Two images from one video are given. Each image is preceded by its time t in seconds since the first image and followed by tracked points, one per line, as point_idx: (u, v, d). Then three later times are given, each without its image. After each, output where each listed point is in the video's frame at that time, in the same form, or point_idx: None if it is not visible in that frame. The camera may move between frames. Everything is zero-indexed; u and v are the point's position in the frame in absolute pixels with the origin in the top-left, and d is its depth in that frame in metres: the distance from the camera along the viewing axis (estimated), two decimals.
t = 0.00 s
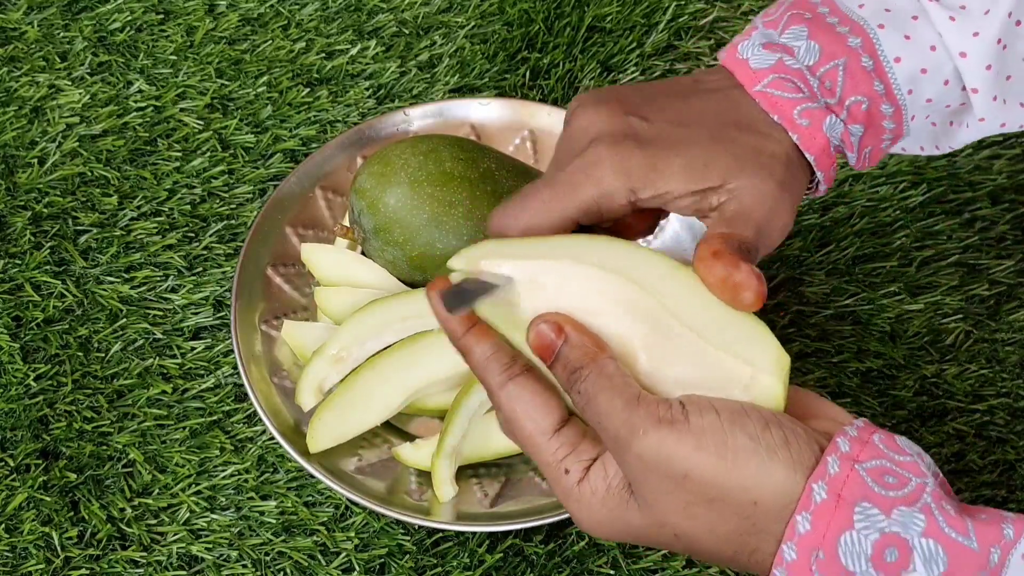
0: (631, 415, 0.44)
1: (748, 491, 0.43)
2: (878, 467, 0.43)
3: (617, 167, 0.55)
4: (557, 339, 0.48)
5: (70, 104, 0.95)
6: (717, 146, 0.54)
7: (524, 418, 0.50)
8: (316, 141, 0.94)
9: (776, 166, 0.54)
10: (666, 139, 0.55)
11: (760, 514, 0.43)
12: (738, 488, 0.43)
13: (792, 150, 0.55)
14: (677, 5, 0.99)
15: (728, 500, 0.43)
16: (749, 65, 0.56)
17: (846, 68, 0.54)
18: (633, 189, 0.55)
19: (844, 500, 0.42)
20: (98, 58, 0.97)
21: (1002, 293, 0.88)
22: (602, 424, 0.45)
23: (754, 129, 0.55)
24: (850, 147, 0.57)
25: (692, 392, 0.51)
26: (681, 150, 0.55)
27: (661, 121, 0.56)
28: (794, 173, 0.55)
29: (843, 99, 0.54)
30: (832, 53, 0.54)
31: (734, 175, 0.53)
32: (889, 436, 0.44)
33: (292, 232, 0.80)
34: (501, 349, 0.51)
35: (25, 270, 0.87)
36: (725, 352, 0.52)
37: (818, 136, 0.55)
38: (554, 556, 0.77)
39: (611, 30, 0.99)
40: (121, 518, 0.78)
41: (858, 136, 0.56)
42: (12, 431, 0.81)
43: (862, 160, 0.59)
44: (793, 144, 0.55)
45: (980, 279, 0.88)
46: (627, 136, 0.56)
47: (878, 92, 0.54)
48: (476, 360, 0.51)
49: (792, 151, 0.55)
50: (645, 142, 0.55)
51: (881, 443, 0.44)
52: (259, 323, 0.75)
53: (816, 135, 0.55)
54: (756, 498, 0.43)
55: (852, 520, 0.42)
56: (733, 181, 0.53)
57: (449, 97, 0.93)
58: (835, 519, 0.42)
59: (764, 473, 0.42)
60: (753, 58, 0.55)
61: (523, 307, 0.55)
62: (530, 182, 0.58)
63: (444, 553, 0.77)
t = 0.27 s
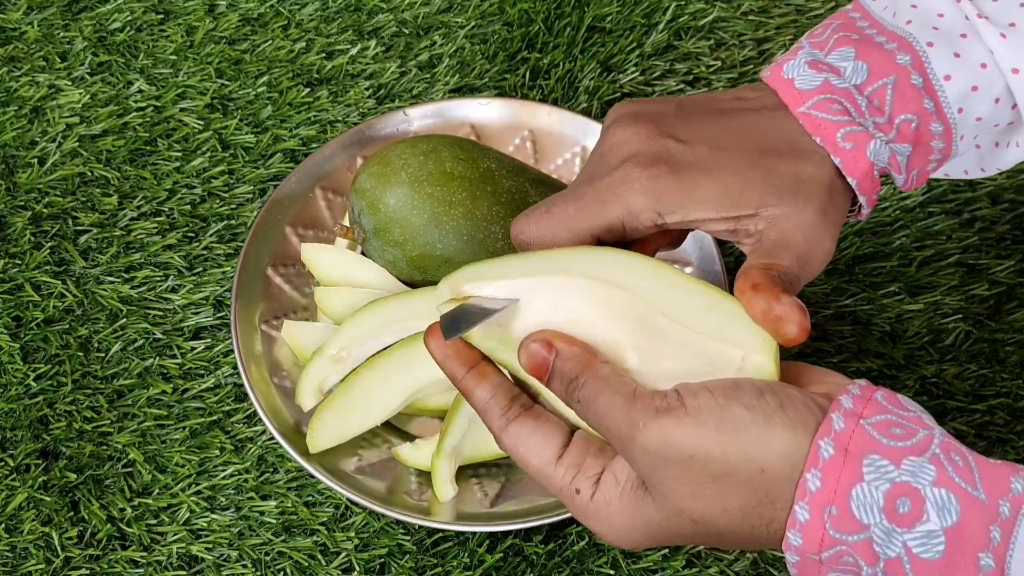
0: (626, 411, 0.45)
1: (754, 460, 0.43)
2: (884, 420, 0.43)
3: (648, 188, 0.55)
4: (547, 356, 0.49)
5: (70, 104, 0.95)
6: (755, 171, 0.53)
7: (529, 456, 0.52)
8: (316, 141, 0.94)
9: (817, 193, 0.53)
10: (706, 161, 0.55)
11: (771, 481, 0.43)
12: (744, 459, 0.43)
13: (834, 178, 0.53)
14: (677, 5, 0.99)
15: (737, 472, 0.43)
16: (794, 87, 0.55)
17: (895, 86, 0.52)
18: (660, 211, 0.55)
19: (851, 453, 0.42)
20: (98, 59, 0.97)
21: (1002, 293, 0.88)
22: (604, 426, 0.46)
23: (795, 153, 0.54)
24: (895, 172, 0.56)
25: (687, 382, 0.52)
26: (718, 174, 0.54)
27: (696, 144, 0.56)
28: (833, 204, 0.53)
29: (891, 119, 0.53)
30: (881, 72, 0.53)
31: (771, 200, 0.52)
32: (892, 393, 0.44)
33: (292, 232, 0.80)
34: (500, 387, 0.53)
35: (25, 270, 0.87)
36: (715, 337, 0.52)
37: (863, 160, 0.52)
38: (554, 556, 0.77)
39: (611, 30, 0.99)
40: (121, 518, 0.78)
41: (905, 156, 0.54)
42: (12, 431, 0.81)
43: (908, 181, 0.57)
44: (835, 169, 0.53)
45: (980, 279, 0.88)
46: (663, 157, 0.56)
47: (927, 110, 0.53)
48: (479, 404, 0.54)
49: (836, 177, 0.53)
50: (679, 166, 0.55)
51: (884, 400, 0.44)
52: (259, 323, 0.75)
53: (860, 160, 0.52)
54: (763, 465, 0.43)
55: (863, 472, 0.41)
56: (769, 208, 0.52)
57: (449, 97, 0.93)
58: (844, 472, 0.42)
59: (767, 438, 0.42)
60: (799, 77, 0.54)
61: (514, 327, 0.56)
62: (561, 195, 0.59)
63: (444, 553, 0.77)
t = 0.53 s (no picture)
0: (614, 407, 0.47)
1: (742, 426, 0.44)
2: (868, 380, 0.44)
3: (670, 209, 0.56)
4: (534, 372, 0.51)
5: (70, 104, 0.95)
6: (775, 196, 0.55)
7: (530, 465, 0.55)
8: (316, 141, 0.94)
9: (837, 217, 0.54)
10: (729, 184, 0.56)
11: (761, 445, 0.44)
12: (731, 425, 0.44)
13: (856, 201, 0.55)
14: (677, 4, 0.99)
15: (729, 441, 0.45)
16: (818, 108, 0.56)
17: (919, 108, 0.54)
18: (683, 232, 0.56)
19: (837, 410, 0.43)
20: (98, 58, 0.96)
21: (1002, 293, 0.88)
22: (597, 424, 0.48)
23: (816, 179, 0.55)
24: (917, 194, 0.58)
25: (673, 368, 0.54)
26: (741, 199, 0.55)
27: (719, 165, 0.57)
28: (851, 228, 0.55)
29: (916, 140, 0.54)
30: (903, 94, 0.55)
31: (792, 227, 0.54)
32: (875, 356, 0.46)
33: (292, 232, 0.79)
34: (495, 404, 0.56)
35: (25, 270, 0.87)
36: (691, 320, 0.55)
37: (885, 181, 0.54)
38: (554, 556, 0.77)
39: (611, 29, 0.99)
40: (121, 518, 0.78)
41: (929, 177, 0.56)
42: (12, 431, 0.81)
43: (933, 202, 0.59)
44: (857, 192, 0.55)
45: (980, 279, 0.88)
46: (686, 177, 0.57)
47: (951, 128, 0.55)
48: (478, 422, 0.56)
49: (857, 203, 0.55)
50: (703, 187, 0.56)
51: (867, 363, 0.45)
52: (259, 323, 0.75)
53: (882, 182, 0.54)
54: (751, 431, 0.44)
55: (849, 428, 0.42)
56: (790, 235, 0.54)
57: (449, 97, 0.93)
58: (831, 428, 0.43)
59: (750, 406, 0.44)
60: (823, 99, 0.56)
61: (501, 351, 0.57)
62: (584, 212, 0.60)
63: (444, 553, 0.77)
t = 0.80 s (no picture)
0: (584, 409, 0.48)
1: (705, 396, 0.47)
2: (826, 346, 0.46)
3: (677, 212, 0.57)
4: (506, 403, 0.51)
5: (69, 104, 0.95)
6: (783, 205, 0.56)
7: (507, 479, 0.56)
8: (316, 141, 0.94)
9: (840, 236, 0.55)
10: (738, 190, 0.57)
11: (724, 415, 0.47)
12: (693, 396, 0.47)
13: (858, 222, 0.56)
14: (677, 4, 0.99)
15: (695, 415, 0.47)
16: (829, 125, 0.56)
17: (931, 131, 0.53)
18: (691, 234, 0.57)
19: (796, 372, 0.45)
20: (98, 58, 0.96)
21: (1003, 293, 0.88)
22: (572, 426, 0.49)
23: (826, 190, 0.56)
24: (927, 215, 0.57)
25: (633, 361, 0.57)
26: (750, 204, 0.56)
27: (730, 170, 0.58)
28: (851, 245, 0.56)
29: (927, 162, 0.54)
30: (917, 115, 0.54)
31: (795, 237, 0.55)
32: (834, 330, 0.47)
33: (292, 232, 0.79)
34: (466, 433, 0.59)
35: (25, 270, 0.87)
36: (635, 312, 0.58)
37: (888, 208, 0.55)
38: (554, 556, 0.77)
39: (611, 29, 0.99)
40: (121, 518, 0.78)
41: (937, 200, 0.55)
42: (12, 431, 0.81)
43: (946, 225, 0.58)
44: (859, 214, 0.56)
45: (980, 279, 0.88)
46: (696, 180, 0.57)
47: (963, 150, 0.53)
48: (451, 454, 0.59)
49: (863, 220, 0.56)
50: (711, 191, 0.57)
51: (825, 334, 0.47)
52: (259, 323, 0.75)
53: (885, 208, 0.55)
54: (715, 401, 0.47)
55: (808, 387, 0.44)
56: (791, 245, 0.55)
57: (449, 97, 0.93)
58: (791, 389, 0.45)
59: (708, 378, 0.47)
60: (836, 118, 0.56)
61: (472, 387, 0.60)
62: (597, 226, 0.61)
63: (444, 553, 0.77)
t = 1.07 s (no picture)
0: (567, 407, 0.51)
1: (681, 379, 0.47)
2: (795, 329, 0.46)
3: (683, 203, 0.58)
4: (493, 415, 0.54)
5: (70, 104, 0.94)
6: (787, 200, 0.56)
7: (500, 484, 0.58)
8: (316, 141, 0.94)
9: (840, 237, 0.56)
10: (744, 183, 0.58)
11: (702, 400, 0.47)
12: (670, 381, 0.47)
13: (866, 225, 0.56)
14: (677, 5, 0.99)
15: (673, 400, 0.48)
16: (845, 130, 0.56)
17: (945, 135, 0.52)
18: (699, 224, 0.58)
19: (767, 351, 0.45)
20: (98, 58, 0.96)
21: (1003, 294, 0.88)
22: (558, 427, 0.52)
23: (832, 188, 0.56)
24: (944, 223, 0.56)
25: (608, 358, 0.59)
26: (752, 196, 0.57)
27: (739, 164, 0.59)
28: (853, 246, 0.56)
29: (940, 164, 0.52)
30: (932, 121, 0.52)
31: (790, 235, 0.56)
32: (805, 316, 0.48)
33: (292, 232, 0.79)
34: (455, 448, 0.61)
35: (25, 270, 0.87)
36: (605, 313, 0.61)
37: (897, 210, 0.54)
38: (554, 556, 0.77)
39: (611, 30, 0.99)
40: (121, 518, 0.78)
41: (953, 205, 0.53)
42: (11, 431, 0.81)
43: (966, 236, 0.55)
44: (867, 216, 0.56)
45: (980, 279, 0.88)
46: (705, 172, 0.59)
47: (978, 155, 0.51)
48: (442, 470, 0.61)
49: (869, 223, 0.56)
50: (720, 183, 0.58)
51: (797, 320, 0.47)
52: (259, 323, 0.75)
53: (894, 209, 0.54)
54: (691, 384, 0.47)
55: (779, 364, 0.44)
56: (788, 240, 0.56)
57: (449, 97, 0.93)
58: (762, 368, 0.44)
59: (688, 360, 0.47)
60: (851, 124, 0.56)
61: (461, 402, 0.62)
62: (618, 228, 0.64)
63: (444, 553, 0.77)
